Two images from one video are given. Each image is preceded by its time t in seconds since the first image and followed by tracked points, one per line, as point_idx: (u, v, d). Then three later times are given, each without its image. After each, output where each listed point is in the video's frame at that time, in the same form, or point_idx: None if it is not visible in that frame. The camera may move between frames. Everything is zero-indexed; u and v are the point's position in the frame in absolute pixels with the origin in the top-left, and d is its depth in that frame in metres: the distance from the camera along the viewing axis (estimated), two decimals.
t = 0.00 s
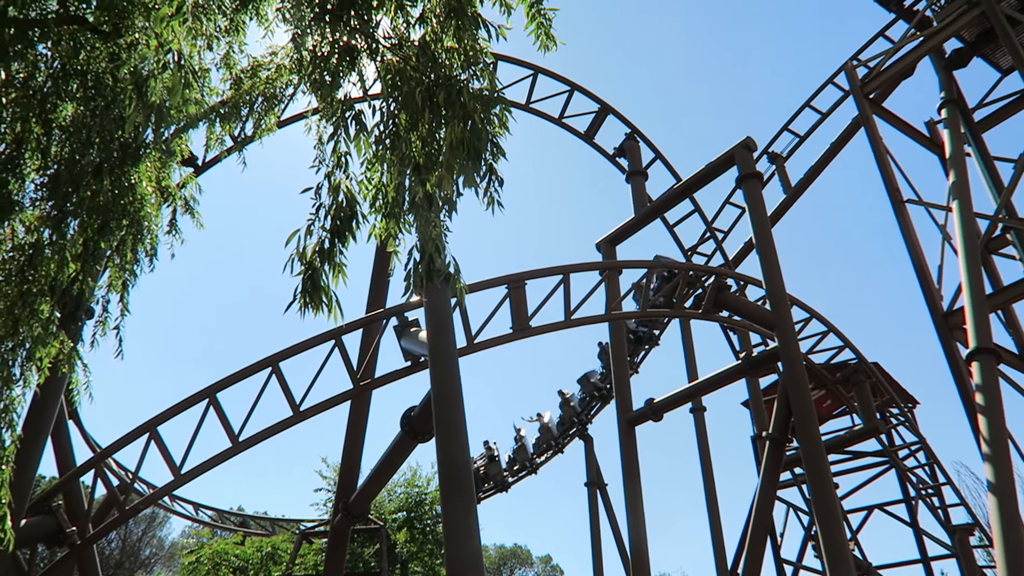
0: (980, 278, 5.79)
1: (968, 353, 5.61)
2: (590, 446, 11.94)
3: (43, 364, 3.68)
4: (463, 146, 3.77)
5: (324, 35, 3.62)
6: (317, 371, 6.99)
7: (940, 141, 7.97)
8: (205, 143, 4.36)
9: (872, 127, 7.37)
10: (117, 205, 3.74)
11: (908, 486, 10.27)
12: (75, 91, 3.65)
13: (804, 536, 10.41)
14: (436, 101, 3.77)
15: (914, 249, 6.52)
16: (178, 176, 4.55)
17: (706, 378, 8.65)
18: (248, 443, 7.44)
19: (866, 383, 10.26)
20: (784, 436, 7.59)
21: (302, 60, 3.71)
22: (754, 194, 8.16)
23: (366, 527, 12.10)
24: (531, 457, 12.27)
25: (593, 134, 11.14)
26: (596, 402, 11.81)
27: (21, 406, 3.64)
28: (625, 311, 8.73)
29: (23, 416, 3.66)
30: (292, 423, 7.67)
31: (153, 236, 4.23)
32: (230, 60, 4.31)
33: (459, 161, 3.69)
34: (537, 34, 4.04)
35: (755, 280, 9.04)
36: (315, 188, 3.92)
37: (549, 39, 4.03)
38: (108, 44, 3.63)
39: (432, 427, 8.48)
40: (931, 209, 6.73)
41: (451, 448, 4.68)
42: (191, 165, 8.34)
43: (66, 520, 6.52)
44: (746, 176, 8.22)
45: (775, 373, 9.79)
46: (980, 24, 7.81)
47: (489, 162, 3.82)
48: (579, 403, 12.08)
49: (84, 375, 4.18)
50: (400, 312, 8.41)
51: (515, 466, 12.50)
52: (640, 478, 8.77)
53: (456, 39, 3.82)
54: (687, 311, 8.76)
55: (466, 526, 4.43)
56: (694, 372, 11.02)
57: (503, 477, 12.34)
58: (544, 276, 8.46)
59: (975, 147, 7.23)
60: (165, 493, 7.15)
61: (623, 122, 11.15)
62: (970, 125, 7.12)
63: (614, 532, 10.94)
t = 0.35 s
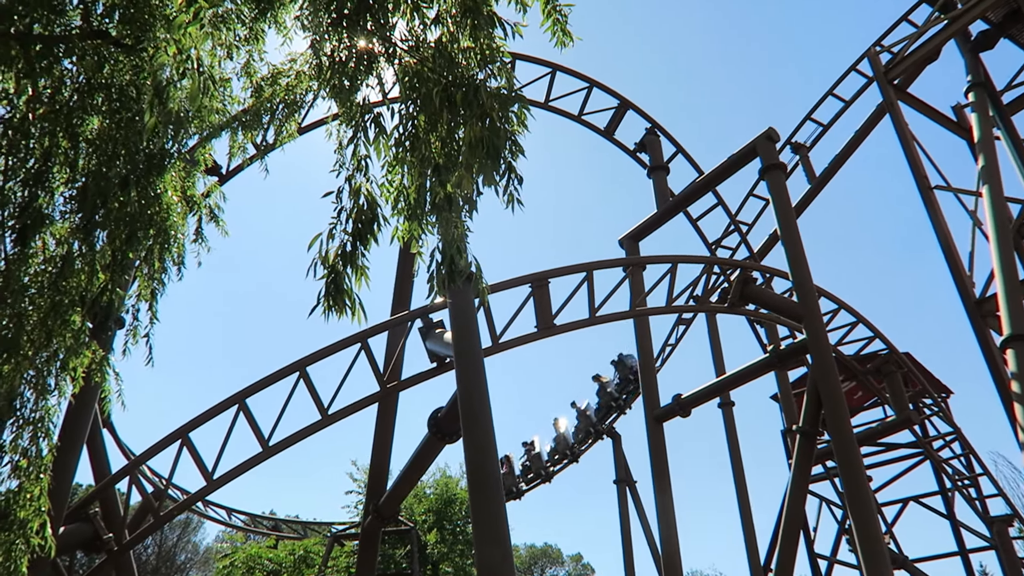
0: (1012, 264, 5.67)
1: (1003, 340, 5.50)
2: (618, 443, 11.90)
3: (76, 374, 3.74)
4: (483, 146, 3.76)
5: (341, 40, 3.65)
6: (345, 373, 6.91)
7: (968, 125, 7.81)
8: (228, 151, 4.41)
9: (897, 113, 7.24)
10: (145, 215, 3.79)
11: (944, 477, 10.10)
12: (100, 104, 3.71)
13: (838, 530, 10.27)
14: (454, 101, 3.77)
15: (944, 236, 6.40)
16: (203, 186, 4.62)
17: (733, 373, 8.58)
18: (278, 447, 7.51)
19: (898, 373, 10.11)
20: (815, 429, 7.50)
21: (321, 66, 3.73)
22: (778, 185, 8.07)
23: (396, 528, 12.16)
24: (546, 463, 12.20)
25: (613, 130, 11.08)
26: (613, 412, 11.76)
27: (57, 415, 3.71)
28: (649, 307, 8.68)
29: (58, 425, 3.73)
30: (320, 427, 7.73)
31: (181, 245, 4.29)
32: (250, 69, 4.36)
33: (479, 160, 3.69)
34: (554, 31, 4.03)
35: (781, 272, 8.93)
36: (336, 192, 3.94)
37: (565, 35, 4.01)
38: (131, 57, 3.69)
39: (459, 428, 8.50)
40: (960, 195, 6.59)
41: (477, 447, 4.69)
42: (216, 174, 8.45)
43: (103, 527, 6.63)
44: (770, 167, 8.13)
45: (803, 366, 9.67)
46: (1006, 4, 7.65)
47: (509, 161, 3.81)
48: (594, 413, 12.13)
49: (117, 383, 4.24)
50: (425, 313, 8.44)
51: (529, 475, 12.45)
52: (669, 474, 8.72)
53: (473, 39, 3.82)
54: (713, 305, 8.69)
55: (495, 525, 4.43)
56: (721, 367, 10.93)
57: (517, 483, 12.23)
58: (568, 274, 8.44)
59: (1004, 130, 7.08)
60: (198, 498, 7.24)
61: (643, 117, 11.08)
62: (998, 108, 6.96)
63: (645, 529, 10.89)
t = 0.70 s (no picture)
0: None
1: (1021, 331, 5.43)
2: (633, 440, 11.87)
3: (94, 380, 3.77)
4: (493, 143, 3.75)
5: (349, 41, 3.67)
6: (357, 375, 6.76)
7: (982, 113, 7.72)
8: (237, 155, 4.42)
9: (909, 103, 7.18)
10: (157, 220, 3.81)
11: (963, 469, 10.00)
12: (111, 111, 3.74)
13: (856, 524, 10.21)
14: (463, 100, 3.76)
15: (959, 226, 6.34)
16: (215, 190, 4.64)
17: (747, 367, 8.53)
18: (294, 448, 7.54)
19: (914, 365, 10.02)
20: (831, 422, 7.45)
21: (329, 67, 3.73)
22: (790, 177, 8.02)
23: (412, 528, 12.19)
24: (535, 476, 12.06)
25: (622, 125, 11.04)
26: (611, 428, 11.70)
27: (74, 420, 3.74)
28: (662, 303, 8.65)
29: (77, 430, 3.75)
30: (335, 428, 7.75)
31: (193, 248, 4.31)
32: (259, 72, 4.39)
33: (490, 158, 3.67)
34: (561, 28, 4.02)
35: (795, 265, 8.88)
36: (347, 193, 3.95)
37: (572, 31, 4.00)
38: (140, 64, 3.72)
39: (474, 426, 8.50)
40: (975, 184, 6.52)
41: (492, 445, 4.69)
42: (227, 177, 8.49)
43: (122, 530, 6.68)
44: (781, 160, 8.08)
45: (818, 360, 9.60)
46: None
47: (519, 159, 3.79)
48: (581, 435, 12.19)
49: (132, 388, 4.27)
50: (437, 313, 8.45)
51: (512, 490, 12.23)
52: (684, 470, 8.69)
53: (481, 37, 3.82)
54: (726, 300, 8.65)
55: (511, 523, 4.43)
56: (735, 361, 10.88)
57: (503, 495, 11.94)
58: (580, 271, 8.42)
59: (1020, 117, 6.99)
60: (215, 501, 7.28)
61: (653, 112, 11.03)
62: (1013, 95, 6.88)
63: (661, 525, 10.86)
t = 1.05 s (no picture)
0: None
1: None
2: (643, 437, 11.87)
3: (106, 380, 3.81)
4: (504, 143, 3.77)
5: (358, 41, 3.70)
6: (367, 374, 6.89)
7: (992, 106, 7.69)
8: (247, 155, 4.45)
9: (919, 97, 7.15)
10: (168, 221, 3.84)
11: (975, 465, 9.96)
12: (122, 112, 3.76)
13: (867, 520, 10.18)
14: (473, 99, 3.78)
15: (971, 220, 6.32)
16: (225, 190, 4.67)
17: (757, 363, 8.53)
18: (305, 447, 7.59)
19: (925, 360, 9.98)
20: (842, 418, 7.43)
21: (338, 67, 3.76)
22: (799, 173, 8.00)
23: (423, 526, 12.23)
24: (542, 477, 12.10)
25: (630, 122, 11.03)
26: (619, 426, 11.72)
27: (88, 420, 3.79)
28: (671, 299, 8.66)
29: (90, 429, 3.80)
30: (346, 426, 7.80)
31: (204, 249, 4.35)
32: (268, 73, 4.42)
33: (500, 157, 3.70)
34: (569, 26, 4.03)
35: (805, 261, 8.86)
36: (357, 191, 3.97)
37: (581, 29, 4.01)
38: (149, 65, 3.74)
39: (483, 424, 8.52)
40: (986, 178, 6.50)
41: (502, 442, 4.71)
42: (237, 178, 8.53)
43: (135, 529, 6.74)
44: (791, 155, 8.06)
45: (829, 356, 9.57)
46: None
47: (529, 157, 3.81)
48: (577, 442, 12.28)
49: (144, 387, 4.31)
50: (446, 311, 8.47)
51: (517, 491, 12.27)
52: (695, 467, 8.69)
53: (489, 36, 3.85)
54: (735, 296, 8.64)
55: (521, 520, 4.45)
56: (745, 358, 10.86)
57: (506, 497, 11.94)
58: (589, 268, 8.43)
59: None
60: (227, 500, 7.33)
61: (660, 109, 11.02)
62: None
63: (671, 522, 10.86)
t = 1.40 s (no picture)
0: None
1: None
2: (647, 435, 11.88)
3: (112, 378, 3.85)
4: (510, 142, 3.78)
5: (364, 40, 3.72)
6: (373, 370, 6.87)
7: (998, 104, 7.67)
8: (253, 154, 4.47)
9: (925, 95, 7.14)
10: (174, 220, 3.88)
11: (980, 463, 9.93)
12: (128, 111, 3.80)
13: (872, 518, 10.17)
14: (479, 99, 3.79)
15: (977, 218, 6.31)
16: (231, 189, 4.70)
17: (762, 361, 8.53)
18: (310, 445, 7.62)
19: (931, 358, 9.97)
20: (847, 416, 7.43)
21: (343, 66, 3.78)
22: (805, 171, 7.99)
23: (427, 524, 12.24)
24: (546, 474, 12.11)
25: (634, 120, 11.03)
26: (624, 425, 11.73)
27: (95, 418, 3.81)
28: (676, 298, 8.66)
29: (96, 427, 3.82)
30: (351, 424, 7.83)
31: (210, 248, 4.37)
32: (273, 72, 4.44)
33: (507, 157, 3.71)
34: (575, 25, 4.04)
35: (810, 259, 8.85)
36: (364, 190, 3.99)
37: (587, 28, 4.02)
38: (157, 64, 3.77)
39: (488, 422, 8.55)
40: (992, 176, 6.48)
41: (507, 441, 4.72)
42: (242, 176, 8.56)
43: (141, 526, 6.78)
44: (796, 153, 8.05)
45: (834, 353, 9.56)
46: None
47: (535, 157, 3.82)
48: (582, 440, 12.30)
49: (151, 386, 4.33)
50: (451, 310, 8.48)
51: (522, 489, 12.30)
52: (699, 465, 8.70)
53: (496, 36, 3.86)
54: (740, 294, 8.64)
55: (525, 518, 4.46)
56: (750, 356, 10.86)
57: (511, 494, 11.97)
58: (593, 266, 8.44)
59: None
60: (233, 497, 7.37)
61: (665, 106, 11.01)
62: None
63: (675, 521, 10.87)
